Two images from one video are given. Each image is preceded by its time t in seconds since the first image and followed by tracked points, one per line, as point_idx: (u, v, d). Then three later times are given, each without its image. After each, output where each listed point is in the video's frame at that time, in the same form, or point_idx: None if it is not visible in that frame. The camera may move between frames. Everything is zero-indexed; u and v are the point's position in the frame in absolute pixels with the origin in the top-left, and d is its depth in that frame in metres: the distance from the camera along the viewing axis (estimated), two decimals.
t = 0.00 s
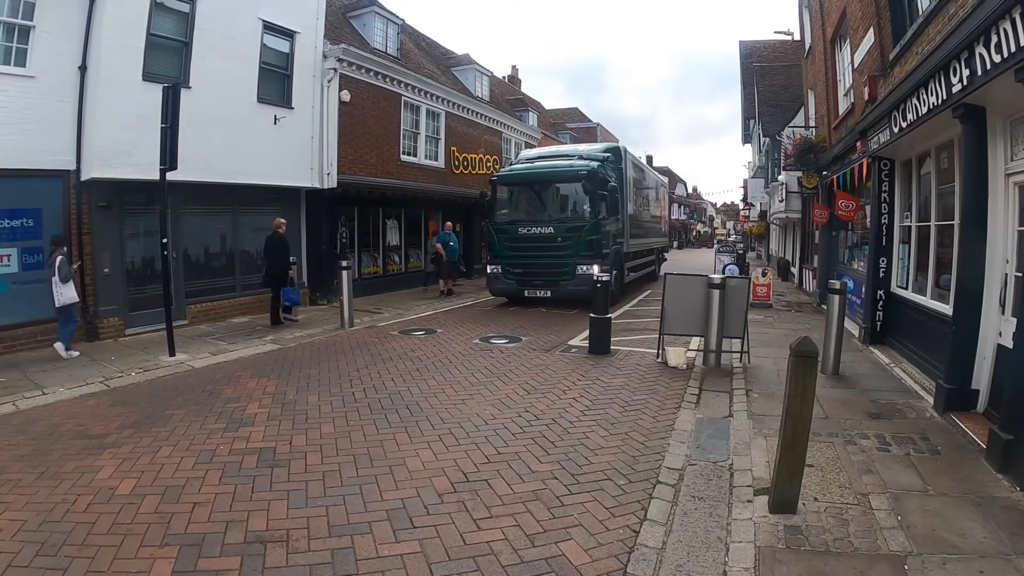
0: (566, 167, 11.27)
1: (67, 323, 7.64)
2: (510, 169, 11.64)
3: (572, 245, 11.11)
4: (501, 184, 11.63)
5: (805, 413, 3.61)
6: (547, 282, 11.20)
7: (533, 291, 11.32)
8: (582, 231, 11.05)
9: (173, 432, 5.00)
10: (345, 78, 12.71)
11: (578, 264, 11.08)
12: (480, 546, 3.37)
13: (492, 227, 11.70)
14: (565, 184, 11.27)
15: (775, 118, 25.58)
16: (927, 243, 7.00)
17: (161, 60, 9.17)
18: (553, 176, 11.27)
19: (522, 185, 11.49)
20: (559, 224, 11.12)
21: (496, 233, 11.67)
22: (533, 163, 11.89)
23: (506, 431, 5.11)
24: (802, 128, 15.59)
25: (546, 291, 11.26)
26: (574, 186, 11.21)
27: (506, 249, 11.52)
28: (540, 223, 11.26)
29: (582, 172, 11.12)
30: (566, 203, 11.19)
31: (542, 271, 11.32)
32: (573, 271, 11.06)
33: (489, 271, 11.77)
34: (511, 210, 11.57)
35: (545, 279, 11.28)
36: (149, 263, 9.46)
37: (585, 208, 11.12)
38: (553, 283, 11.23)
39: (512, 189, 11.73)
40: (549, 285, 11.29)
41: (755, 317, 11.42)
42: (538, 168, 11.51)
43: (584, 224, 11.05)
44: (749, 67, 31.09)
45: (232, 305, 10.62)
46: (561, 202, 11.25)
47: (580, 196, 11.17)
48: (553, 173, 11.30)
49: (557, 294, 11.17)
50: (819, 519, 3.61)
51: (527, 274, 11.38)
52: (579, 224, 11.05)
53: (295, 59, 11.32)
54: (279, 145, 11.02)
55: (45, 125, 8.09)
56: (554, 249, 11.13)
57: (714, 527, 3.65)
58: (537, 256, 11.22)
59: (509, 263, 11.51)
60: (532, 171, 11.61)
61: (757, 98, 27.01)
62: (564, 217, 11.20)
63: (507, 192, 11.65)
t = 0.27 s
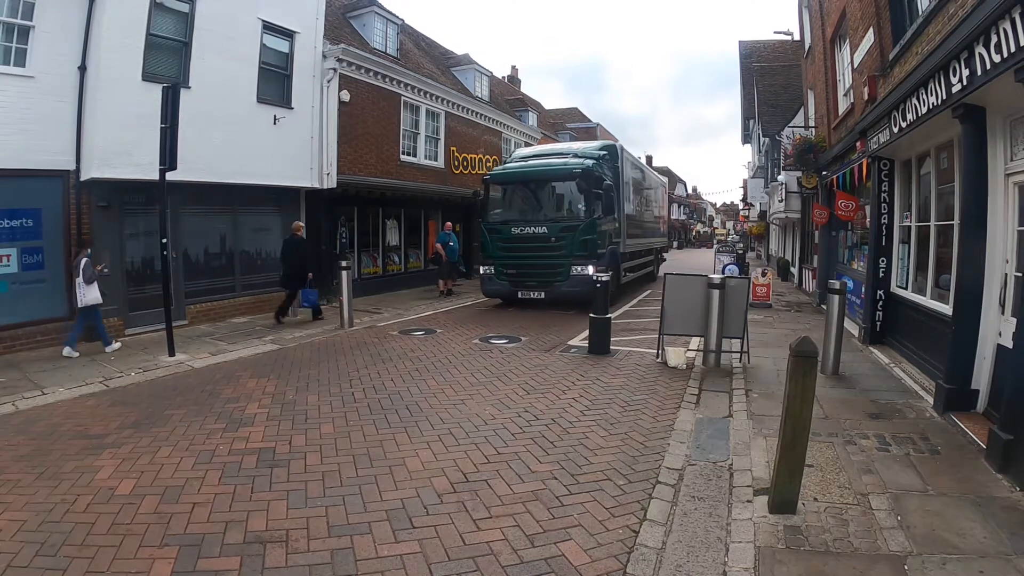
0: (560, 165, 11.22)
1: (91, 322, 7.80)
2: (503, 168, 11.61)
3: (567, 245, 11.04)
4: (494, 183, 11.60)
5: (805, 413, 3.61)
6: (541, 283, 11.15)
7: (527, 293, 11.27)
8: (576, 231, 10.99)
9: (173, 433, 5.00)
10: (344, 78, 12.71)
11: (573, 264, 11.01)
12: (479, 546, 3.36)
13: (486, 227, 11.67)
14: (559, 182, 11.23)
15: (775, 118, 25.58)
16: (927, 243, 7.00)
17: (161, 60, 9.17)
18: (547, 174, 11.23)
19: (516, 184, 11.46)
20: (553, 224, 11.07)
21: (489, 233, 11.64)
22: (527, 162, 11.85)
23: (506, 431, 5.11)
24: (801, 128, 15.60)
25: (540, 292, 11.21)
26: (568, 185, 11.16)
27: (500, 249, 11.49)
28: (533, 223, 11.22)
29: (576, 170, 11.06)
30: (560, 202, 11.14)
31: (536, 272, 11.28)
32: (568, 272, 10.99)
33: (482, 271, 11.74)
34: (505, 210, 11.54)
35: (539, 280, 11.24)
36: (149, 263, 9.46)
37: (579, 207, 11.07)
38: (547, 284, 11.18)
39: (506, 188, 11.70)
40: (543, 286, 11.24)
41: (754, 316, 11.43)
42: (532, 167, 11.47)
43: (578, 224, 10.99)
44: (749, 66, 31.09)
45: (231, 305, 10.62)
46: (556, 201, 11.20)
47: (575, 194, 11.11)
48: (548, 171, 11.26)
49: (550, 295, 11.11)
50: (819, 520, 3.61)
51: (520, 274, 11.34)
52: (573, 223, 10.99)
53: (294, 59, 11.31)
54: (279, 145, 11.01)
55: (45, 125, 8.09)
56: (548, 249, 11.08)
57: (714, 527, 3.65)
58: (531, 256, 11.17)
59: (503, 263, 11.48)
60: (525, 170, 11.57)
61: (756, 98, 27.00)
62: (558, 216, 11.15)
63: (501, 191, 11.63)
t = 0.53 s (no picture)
0: (553, 164, 11.11)
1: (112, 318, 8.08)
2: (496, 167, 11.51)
3: (559, 245, 10.94)
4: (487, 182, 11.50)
5: (804, 413, 3.61)
6: (532, 283, 11.05)
7: (518, 293, 11.17)
8: (569, 231, 10.89)
9: (171, 433, 4.99)
10: (344, 78, 12.70)
11: (565, 265, 10.91)
12: (478, 546, 3.36)
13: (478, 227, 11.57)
14: (553, 181, 11.12)
15: (774, 119, 25.59)
16: (926, 243, 7.00)
17: (160, 60, 9.17)
18: (540, 173, 11.12)
19: (509, 182, 11.35)
20: (545, 223, 10.97)
21: (482, 233, 11.55)
22: (521, 160, 11.74)
23: (505, 431, 5.10)
24: (800, 128, 15.61)
25: (532, 293, 11.11)
26: (562, 183, 11.05)
27: (492, 249, 11.39)
28: (526, 222, 11.12)
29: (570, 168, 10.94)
30: (553, 201, 11.04)
31: (528, 272, 11.17)
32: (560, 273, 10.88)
33: (474, 272, 11.65)
34: (497, 209, 11.43)
35: (531, 281, 11.14)
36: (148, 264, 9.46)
37: (573, 206, 10.96)
38: (539, 284, 11.09)
39: (498, 187, 11.60)
40: (534, 287, 11.14)
41: (754, 317, 11.43)
42: (526, 165, 11.37)
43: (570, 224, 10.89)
44: (748, 67, 31.11)
45: (231, 305, 10.61)
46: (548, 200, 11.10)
47: (569, 193, 11.00)
48: (541, 170, 11.16)
49: (542, 295, 11.01)
50: (818, 520, 3.60)
51: (512, 275, 11.25)
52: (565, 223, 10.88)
53: (294, 59, 11.31)
54: (278, 145, 11.01)
55: (44, 125, 8.09)
56: (540, 249, 10.98)
57: (713, 527, 3.64)
58: (523, 256, 11.06)
59: (495, 264, 11.38)
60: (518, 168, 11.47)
61: (756, 98, 27.01)
62: (551, 216, 11.05)
63: (493, 190, 11.53)
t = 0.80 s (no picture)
0: (545, 161, 10.88)
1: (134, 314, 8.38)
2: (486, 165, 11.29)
3: (551, 245, 10.69)
4: (477, 180, 11.25)
5: (803, 414, 3.60)
6: (522, 284, 10.80)
7: (508, 295, 10.92)
8: (561, 231, 10.64)
9: (170, 433, 4.99)
10: (343, 78, 12.69)
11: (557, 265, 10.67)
12: (477, 547, 3.35)
13: (468, 227, 11.34)
14: (545, 179, 10.90)
15: (774, 119, 25.59)
16: (926, 243, 6.99)
17: (159, 60, 9.16)
18: (532, 171, 10.90)
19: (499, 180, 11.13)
20: (536, 223, 10.73)
21: (472, 233, 11.32)
22: (513, 157, 11.48)
23: (504, 431, 5.10)
24: (799, 128, 15.60)
25: (522, 295, 10.87)
26: (553, 181, 10.82)
27: (482, 249, 11.16)
28: (516, 222, 10.90)
29: (562, 166, 10.70)
30: (545, 199, 10.81)
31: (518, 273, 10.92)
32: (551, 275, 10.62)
33: (463, 273, 11.41)
34: (487, 208, 11.20)
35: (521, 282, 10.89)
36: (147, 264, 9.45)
37: (565, 204, 10.73)
38: (530, 286, 10.84)
39: (489, 185, 11.38)
40: (525, 288, 10.90)
41: (753, 317, 11.43)
42: (518, 162, 11.11)
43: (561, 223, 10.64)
44: (747, 67, 31.11)
45: (230, 305, 10.60)
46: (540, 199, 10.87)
47: (561, 192, 10.75)
48: (534, 167, 10.90)
49: (533, 297, 10.76)
50: (817, 521, 3.60)
51: (502, 276, 11.01)
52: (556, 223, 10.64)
53: (293, 59, 11.30)
54: (277, 145, 11.00)
55: (43, 125, 8.08)
56: (531, 249, 10.74)
57: (712, 528, 3.64)
58: (514, 257, 10.81)
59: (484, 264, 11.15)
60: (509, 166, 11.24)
61: (755, 99, 27.00)
62: (542, 215, 10.82)
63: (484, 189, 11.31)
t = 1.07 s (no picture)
0: (536, 157, 10.37)
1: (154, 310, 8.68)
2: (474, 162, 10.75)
3: (541, 245, 10.20)
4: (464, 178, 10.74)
5: (803, 414, 3.60)
6: (512, 287, 10.37)
7: (497, 298, 10.49)
8: (551, 231, 10.16)
9: (169, 433, 4.98)
10: (342, 78, 12.69)
11: (547, 267, 10.21)
12: (475, 547, 3.35)
13: (454, 226, 10.83)
14: (535, 176, 10.38)
15: (773, 119, 25.62)
16: (925, 243, 6.99)
17: (158, 59, 9.16)
18: (521, 168, 10.39)
19: (488, 178, 10.59)
20: (526, 222, 10.24)
21: (458, 233, 10.81)
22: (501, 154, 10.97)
23: (503, 431, 5.10)
24: (799, 128, 15.60)
25: (512, 298, 10.42)
26: (544, 179, 10.31)
27: (469, 250, 10.67)
28: (505, 221, 10.40)
29: (553, 162, 10.19)
30: (536, 197, 10.28)
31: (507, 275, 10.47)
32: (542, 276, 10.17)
33: (451, 274, 10.95)
34: (474, 207, 10.68)
35: (510, 284, 10.43)
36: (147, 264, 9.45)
37: (556, 203, 10.24)
38: (519, 288, 10.40)
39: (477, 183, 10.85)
40: (514, 291, 10.45)
41: (753, 317, 11.43)
42: (506, 159, 10.61)
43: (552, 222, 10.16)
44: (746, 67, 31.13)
45: (230, 305, 10.60)
46: (531, 197, 10.35)
47: (552, 190, 10.28)
48: (523, 164, 10.41)
49: (523, 299, 10.33)
50: (816, 521, 3.59)
51: (491, 278, 10.54)
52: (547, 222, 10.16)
53: (293, 59, 11.30)
54: (276, 144, 10.99)
55: (43, 125, 8.08)
56: (520, 250, 10.25)
57: (712, 528, 3.63)
58: (502, 258, 10.35)
59: (472, 266, 10.65)
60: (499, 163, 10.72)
61: (754, 99, 27.03)
62: (532, 214, 10.33)
63: (472, 187, 10.77)
